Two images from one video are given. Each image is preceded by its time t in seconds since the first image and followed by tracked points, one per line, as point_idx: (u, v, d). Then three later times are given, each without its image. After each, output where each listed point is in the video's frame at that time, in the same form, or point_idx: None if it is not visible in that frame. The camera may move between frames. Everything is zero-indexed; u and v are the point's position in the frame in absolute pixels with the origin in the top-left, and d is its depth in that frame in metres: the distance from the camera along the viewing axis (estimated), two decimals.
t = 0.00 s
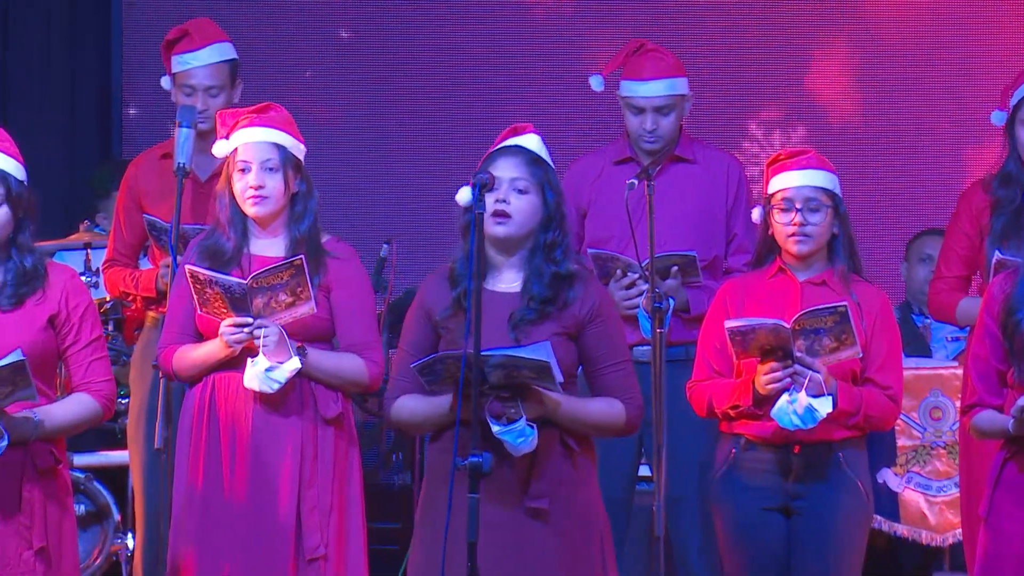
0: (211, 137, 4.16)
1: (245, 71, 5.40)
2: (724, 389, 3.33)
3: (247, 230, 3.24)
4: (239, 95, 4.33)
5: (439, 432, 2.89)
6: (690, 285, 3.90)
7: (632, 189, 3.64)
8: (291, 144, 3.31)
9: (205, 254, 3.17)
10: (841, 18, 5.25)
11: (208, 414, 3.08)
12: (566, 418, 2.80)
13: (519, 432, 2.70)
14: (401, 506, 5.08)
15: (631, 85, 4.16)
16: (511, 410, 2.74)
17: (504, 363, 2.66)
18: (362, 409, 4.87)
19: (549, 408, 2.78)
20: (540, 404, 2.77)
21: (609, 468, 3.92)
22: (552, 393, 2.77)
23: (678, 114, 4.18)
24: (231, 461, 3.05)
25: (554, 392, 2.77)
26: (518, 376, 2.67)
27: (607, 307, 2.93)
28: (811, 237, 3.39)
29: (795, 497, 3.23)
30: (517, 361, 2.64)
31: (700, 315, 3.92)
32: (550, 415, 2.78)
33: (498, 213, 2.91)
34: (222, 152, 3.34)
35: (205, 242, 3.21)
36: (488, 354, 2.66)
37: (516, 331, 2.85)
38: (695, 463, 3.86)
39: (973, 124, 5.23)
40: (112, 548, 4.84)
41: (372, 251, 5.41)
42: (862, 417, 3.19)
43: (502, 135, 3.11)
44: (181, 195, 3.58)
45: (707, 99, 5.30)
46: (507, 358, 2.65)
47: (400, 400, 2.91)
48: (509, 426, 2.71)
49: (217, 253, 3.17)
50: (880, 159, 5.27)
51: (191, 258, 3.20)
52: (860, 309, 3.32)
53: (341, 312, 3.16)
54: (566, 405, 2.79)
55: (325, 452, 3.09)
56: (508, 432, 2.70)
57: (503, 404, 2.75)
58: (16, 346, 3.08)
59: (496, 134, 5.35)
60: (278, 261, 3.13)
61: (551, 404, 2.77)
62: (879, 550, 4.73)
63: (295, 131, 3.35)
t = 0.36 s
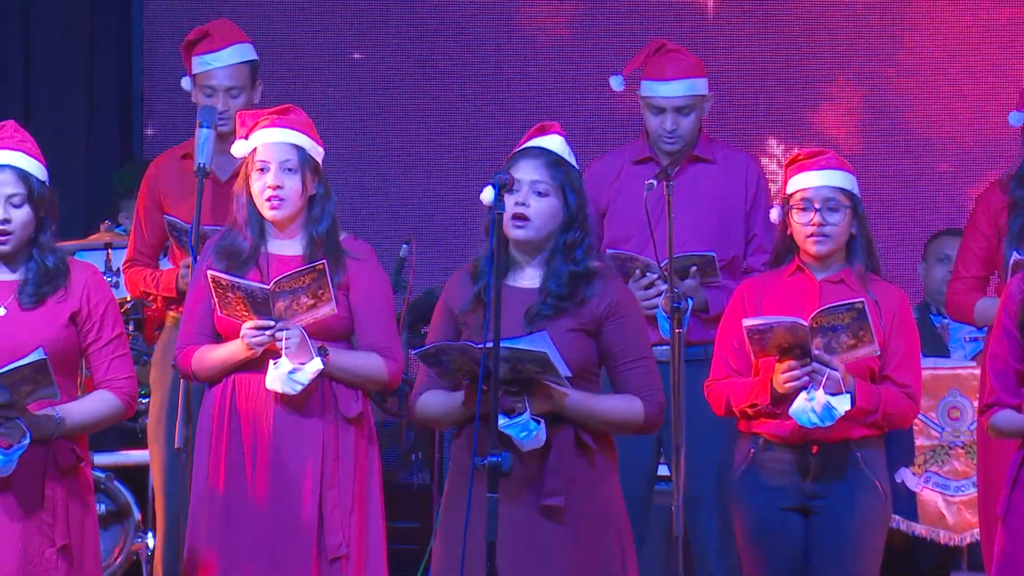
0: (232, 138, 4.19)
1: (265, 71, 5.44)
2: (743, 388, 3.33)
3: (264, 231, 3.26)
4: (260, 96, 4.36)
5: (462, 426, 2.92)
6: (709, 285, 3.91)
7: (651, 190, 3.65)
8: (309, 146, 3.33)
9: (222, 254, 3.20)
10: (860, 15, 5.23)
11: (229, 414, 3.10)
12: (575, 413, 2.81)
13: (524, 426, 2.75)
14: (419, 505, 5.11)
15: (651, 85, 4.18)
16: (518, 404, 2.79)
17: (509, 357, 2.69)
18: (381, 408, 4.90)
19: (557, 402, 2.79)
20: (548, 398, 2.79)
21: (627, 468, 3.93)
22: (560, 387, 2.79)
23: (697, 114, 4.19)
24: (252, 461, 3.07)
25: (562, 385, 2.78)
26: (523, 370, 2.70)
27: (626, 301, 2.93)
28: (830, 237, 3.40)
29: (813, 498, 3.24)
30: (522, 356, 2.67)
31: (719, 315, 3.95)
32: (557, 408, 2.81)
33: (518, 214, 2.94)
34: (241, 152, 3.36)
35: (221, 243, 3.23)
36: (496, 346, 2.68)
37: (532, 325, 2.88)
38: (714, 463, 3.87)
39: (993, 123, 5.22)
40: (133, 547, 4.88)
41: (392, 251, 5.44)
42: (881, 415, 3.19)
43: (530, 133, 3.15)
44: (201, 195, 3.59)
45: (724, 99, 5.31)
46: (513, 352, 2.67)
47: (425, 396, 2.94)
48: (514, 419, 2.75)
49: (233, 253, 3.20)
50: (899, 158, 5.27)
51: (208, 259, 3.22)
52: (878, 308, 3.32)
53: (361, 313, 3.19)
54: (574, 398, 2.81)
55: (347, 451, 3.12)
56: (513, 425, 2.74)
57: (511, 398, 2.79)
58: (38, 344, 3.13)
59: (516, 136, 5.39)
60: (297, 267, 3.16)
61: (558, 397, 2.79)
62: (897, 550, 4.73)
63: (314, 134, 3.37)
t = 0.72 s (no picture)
0: (251, 138, 4.22)
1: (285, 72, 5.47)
2: (760, 386, 3.35)
3: (282, 230, 3.29)
4: (279, 96, 4.40)
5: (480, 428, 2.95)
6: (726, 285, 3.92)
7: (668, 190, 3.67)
8: (327, 148, 3.37)
9: (242, 253, 3.22)
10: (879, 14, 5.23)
11: (252, 413, 3.13)
12: (595, 413, 2.83)
13: (546, 430, 2.77)
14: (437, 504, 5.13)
15: (669, 85, 4.19)
16: (540, 407, 2.81)
17: (530, 362, 2.69)
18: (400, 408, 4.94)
19: (577, 403, 2.82)
20: (567, 401, 2.84)
21: (645, 467, 3.95)
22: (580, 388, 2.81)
23: (715, 114, 4.20)
24: (275, 460, 3.09)
25: (582, 387, 2.80)
26: (543, 374, 2.71)
27: (646, 302, 2.95)
28: (846, 239, 3.41)
29: (830, 497, 3.25)
30: (543, 361, 2.67)
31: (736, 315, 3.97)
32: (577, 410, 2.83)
33: (536, 217, 2.95)
34: (260, 153, 3.39)
35: (241, 241, 3.26)
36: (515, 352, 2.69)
37: (551, 327, 2.91)
38: (731, 463, 3.89)
39: (1012, 122, 5.21)
40: (153, 546, 4.91)
41: (410, 250, 5.47)
42: (898, 413, 3.21)
43: (547, 135, 3.18)
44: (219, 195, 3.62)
45: (741, 99, 5.33)
46: (533, 357, 2.68)
47: (444, 396, 2.97)
48: (535, 424, 2.78)
49: (252, 251, 3.22)
50: (916, 157, 5.27)
51: (227, 258, 3.25)
52: (895, 308, 3.33)
53: (381, 310, 3.21)
54: (594, 401, 2.83)
55: (369, 449, 3.15)
56: (534, 429, 2.76)
57: (532, 402, 2.82)
58: (59, 343, 3.16)
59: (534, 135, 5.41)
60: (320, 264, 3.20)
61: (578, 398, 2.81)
62: (913, 550, 4.74)
63: (332, 135, 3.41)
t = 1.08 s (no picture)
0: (269, 139, 4.27)
1: (302, 73, 5.52)
2: (772, 385, 3.38)
3: (302, 231, 3.33)
4: (296, 97, 4.45)
5: (492, 428, 2.98)
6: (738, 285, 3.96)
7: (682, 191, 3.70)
8: (346, 150, 3.41)
9: (263, 254, 3.26)
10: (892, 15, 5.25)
11: (272, 412, 3.18)
12: (616, 414, 2.86)
13: (570, 430, 2.77)
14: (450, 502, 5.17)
15: (683, 86, 4.22)
16: (562, 408, 2.83)
17: (553, 363, 2.73)
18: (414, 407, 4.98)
19: (598, 405, 2.85)
20: (589, 402, 2.86)
21: (658, 466, 3.98)
22: (601, 390, 2.84)
23: (728, 115, 4.23)
24: (294, 459, 3.14)
25: (603, 389, 2.84)
26: (568, 375, 2.74)
27: (658, 304, 3.00)
28: (858, 240, 3.43)
29: (842, 495, 3.28)
30: (568, 360, 2.71)
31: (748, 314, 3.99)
32: (598, 410, 2.86)
33: (550, 222, 2.98)
34: (279, 155, 3.43)
35: (261, 242, 3.30)
36: (537, 354, 2.73)
37: (568, 329, 2.93)
38: (745, 461, 3.91)
39: None
40: (171, 543, 4.96)
41: (425, 250, 5.52)
42: (909, 412, 3.23)
43: (552, 136, 3.20)
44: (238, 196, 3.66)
45: (754, 99, 5.36)
46: (558, 357, 2.72)
47: (454, 397, 2.99)
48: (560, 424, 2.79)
49: (273, 253, 3.26)
50: (929, 158, 5.29)
51: (248, 258, 3.29)
52: (906, 308, 3.35)
53: (399, 310, 3.26)
54: (615, 401, 2.86)
55: (388, 449, 3.19)
56: (559, 430, 2.77)
57: (553, 403, 2.84)
58: (79, 343, 3.21)
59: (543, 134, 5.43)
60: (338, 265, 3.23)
61: (599, 399, 2.84)
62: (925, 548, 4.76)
63: (349, 136, 3.45)
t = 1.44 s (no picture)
0: (286, 141, 4.32)
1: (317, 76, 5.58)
2: (783, 385, 3.43)
3: (321, 234, 3.39)
4: (312, 100, 4.50)
5: (503, 427, 3.02)
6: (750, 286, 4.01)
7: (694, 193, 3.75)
8: (364, 151, 3.47)
9: (282, 256, 3.32)
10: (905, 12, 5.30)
11: (292, 411, 3.23)
12: (637, 413, 2.93)
13: (597, 429, 2.81)
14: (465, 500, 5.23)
15: (694, 88, 4.27)
16: (586, 406, 2.85)
17: (584, 361, 2.79)
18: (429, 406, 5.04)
19: (621, 404, 2.89)
20: (612, 401, 2.88)
21: (671, 463, 4.03)
22: (624, 390, 2.90)
23: (739, 117, 4.28)
24: (315, 457, 3.19)
25: (626, 388, 2.90)
26: (596, 375, 2.80)
27: (666, 307, 3.07)
28: (868, 241, 3.48)
29: (852, 492, 3.32)
30: (597, 359, 2.79)
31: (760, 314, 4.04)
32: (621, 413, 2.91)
33: (564, 219, 3.03)
34: (299, 157, 3.50)
35: (281, 245, 3.35)
36: (567, 354, 2.80)
37: (583, 330, 2.97)
38: (756, 459, 3.97)
39: None
40: (189, 540, 5.03)
41: (441, 250, 5.57)
42: (917, 412, 3.28)
43: (555, 140, 3.21)
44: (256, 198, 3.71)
45: (766, 101, 5.41)
46: (587, 356, 2.79)
47: (461, 398, 3.01)
48: (586, 423, 2.82)
49: (292, 256, 3.31)
50: (940, 158, 5.33)
51: (269, 258, 3.35)
52: (915, 309, 3.40)
53: (418, 311, 3.32)
54: (637, 402, 2.93)
55: (407, 448, 3.25)
56: (587, 429, 2.80)
57: (577, 401, 2.85)
58: (98, 342, 3.27)
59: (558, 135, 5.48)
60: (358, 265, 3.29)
61: (623, 400, 2.90)
62: (934, 546, 4.80)
63: (367, 139, 3.51)
